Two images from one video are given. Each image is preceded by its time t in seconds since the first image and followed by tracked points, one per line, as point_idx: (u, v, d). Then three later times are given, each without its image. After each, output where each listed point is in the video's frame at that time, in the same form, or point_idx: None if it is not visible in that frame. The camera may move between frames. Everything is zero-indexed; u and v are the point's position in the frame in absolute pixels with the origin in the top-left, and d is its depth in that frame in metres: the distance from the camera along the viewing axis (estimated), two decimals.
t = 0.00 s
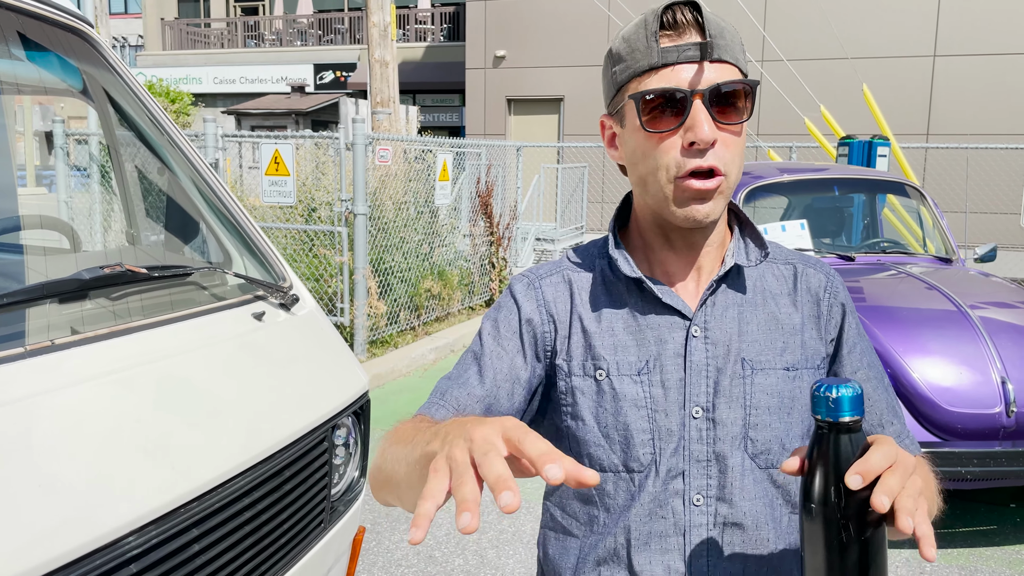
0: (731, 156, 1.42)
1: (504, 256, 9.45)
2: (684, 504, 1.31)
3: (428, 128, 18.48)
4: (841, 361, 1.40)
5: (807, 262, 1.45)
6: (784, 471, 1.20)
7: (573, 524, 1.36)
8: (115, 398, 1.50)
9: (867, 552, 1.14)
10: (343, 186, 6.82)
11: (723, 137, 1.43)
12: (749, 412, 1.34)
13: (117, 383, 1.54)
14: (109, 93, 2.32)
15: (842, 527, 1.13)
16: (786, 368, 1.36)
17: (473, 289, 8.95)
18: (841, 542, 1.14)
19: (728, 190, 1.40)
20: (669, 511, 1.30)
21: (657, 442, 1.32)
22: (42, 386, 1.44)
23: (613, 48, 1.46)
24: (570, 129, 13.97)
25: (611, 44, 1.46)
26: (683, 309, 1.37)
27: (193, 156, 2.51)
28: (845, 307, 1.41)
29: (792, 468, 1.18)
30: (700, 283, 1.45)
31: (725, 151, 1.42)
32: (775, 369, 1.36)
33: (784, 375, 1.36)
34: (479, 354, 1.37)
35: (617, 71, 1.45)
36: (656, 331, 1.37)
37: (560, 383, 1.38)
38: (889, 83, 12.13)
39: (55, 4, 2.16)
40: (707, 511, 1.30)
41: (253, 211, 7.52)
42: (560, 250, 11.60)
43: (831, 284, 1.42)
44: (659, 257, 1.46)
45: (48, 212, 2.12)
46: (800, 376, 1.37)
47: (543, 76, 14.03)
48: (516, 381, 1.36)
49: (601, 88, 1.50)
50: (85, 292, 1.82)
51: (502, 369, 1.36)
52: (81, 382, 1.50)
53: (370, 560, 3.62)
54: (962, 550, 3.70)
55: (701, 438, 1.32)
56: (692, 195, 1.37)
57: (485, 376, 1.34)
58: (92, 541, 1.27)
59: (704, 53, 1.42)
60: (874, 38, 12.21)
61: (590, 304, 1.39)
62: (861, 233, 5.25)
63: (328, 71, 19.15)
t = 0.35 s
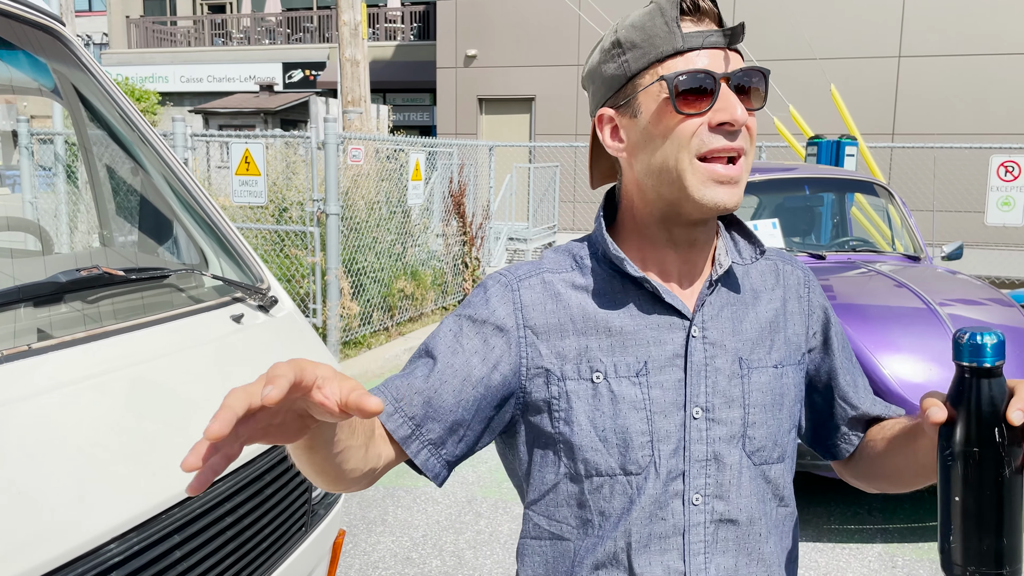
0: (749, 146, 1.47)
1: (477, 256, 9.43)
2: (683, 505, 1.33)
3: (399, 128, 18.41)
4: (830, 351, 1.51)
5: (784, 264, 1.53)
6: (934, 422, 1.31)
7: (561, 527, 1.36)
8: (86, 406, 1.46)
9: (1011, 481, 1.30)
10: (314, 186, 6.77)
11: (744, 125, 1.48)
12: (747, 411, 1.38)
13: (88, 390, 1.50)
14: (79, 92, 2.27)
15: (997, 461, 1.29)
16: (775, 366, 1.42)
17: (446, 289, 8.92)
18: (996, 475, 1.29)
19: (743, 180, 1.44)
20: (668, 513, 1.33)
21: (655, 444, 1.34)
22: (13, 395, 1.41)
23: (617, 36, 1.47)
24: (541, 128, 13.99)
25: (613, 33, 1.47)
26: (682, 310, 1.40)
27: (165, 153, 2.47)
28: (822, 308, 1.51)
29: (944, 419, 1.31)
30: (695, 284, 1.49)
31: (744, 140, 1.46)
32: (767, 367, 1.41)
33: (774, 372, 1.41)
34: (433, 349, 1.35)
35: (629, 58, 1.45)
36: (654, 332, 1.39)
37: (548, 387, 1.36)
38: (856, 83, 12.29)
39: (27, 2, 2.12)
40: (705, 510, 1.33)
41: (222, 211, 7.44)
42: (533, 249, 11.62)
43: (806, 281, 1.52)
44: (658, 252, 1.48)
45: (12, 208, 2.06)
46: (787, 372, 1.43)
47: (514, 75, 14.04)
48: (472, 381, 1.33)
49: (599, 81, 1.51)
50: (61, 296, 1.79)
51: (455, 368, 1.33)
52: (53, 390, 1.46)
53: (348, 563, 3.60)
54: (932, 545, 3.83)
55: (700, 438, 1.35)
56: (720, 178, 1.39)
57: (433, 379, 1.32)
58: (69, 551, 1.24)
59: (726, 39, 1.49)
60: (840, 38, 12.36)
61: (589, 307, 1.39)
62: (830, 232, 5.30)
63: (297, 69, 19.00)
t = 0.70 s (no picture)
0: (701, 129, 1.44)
1: (450, 255, 9.39)
2: (663, 507, 1.34)
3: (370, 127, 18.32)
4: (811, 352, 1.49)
5: (767, 265, 1.51)
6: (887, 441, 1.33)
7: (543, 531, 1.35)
8: (58, 411, 1.42)
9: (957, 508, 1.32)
10: (286, 185, 6.71)
11: (694, 109, 1.45)
12: (726, 415, 1.38)
13: (61, 394, 1.46)
14: (49, 90, 2.22)
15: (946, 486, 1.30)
16: (756, 370, 1.42)
17: (419, 288, 8.88)
18: (941, 499, 1.31)
19: (699, 169, 1.41)
20: (647, 515, 1.33)
21: (638, 449, 1.33)
22: None
23: (576, 39, 1.50)
24: (513, 128, 13.98)
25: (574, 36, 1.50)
26: (662, 314, 1.40)
27: (139, 149, 2.41)
28: (804, 308, 1.49)
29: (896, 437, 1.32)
30: (675, 284, 1.47)
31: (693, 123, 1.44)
32: (747, 371, 1.41)
33: (754, 376, 1.42)
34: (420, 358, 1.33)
35: (581, 59, 1.48)
36: (636, 336, 1.38)
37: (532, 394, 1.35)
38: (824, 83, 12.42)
39: None
40: (684, 513, 1.34)
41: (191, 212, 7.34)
42: (506, 249, 11.63)
43: (791, 283, 1.51)
44: (633, 251, 1.47)
45: None
46: (766, 375, 1.43)
47: (486, 74, 14.01)
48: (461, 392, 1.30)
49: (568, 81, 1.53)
50: (35, 297, 1.76)
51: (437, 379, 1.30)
52: (27, 392, 1.42)
53: (324, 565, 3.58)
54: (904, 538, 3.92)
55: (681, 442, 1.35)
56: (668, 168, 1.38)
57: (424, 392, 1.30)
58: (49, 556, 1.22)
59: (666, 28, 1.47)
60: (809, 39, 12.50)
61: (573, 309, 1.38)
62: (801, 230, 5.36)
63: (266, 68, 18.82)
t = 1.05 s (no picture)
0: (680, 133, 1.45)
1: (422, 254, 9.36)
2: (640, 499, 1.34)
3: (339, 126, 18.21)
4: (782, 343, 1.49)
5: (738, 256, 1.51)
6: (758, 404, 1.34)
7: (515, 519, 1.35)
8: (29, 413, 1.38)
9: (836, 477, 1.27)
10: (256, 184, 6.64)
11: (670, 118, 1.45)
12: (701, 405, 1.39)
13: (34, 395, 1.42)
14: (16, 85, 2.16)
15: (809, 451, 1.28)
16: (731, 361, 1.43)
17: (391, 288, 8.84)
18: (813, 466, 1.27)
19: (677, 172, 1.41)
20: (626, 507, 1.33)
21: (614, 439, 1.34)
22: None
23: (555, 41, 1.50)
24: (484, 127, 13.97)
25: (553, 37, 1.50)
26: (636, 308, 1.41)
27: (108, 145, 2.37)
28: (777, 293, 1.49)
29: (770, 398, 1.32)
30: (649, 279, 1.48)
31: (673, 127, 1.45)
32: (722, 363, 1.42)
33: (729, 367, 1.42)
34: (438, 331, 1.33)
35: (561, 61, 1.48)
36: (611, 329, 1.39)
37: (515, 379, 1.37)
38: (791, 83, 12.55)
39: None
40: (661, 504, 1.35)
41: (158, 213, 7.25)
42: (477, 248, 11.64)
43: (763, 271, 1.50)
44: (610, 245, 1.47)
45: None
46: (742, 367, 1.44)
47: (456, 73, 13.99)
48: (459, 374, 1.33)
49: (547, 81, 1.54)
50: (5, 297, 1.72)
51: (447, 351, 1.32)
52: None
53: (299, 567, 3.55)
54: (873, 532, 3.99)
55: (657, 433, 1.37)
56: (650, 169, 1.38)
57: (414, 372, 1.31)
58: (28, 560, 1.20)
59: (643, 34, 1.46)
60: (776, 39, 12.62)
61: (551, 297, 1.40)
62: (770, 228, 5.41)
63: (233, 66, 18.63)
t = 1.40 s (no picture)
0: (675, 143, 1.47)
1: (398, 254, 9.34)
2: (632, 492, 1.34)
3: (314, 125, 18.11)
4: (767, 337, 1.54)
5: (719, 254, 1.56)
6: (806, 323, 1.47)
7: (495, 514, 1.33)
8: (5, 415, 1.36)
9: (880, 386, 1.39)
10: (230, 184, 6.59)
11: (663, 134, 1.45)
12: (690, 396, 1.41)
13: (9, 400, 1.39)
14: None
15: (860, 364, 1.39)
16: (718, 351, 1.45)
17: (367, 288, 8.81)
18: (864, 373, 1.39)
19: (667, 183, 1.43)
20: (618, 500, 1.33)
21: (600, 430, 1.34)
22: None
23: (552, 45, 1.49)
24: (459, 127, 13.95)
25: (550, 42, 1.49)
26: (622, 301, 1.43)
27: (79, 142, 2.34)
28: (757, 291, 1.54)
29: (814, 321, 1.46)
30: (635, 278, 1.51)
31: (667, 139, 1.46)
32: (709, 353, 1.44)
33: (716, 358, 1.45)
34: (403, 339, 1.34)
35: (557, 68, 1.47)
36: (597, 323, 1.40)
37: (498, 373, 1.36)
38: (764, 83, 12.63)
39: None
40: (653, 497, 1.35)
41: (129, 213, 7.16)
42: (453, 248, 11.64)
43: (746, 268, 1.56)
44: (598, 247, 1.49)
45: None
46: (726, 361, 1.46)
47: (432, 73, 13.96)
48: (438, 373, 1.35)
49: (541, 85, 1.53)
50: None
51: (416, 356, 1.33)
52: None
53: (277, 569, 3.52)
54: (849, 527, 4.05)
55: (646, 425, 1.37)
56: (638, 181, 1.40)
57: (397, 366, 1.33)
58: (12, 563, 1.19)
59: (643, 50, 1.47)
60: (750, 40, 12.71)
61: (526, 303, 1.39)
62: (745, 228, 5.45)
63: (206, 65, 18.46)
